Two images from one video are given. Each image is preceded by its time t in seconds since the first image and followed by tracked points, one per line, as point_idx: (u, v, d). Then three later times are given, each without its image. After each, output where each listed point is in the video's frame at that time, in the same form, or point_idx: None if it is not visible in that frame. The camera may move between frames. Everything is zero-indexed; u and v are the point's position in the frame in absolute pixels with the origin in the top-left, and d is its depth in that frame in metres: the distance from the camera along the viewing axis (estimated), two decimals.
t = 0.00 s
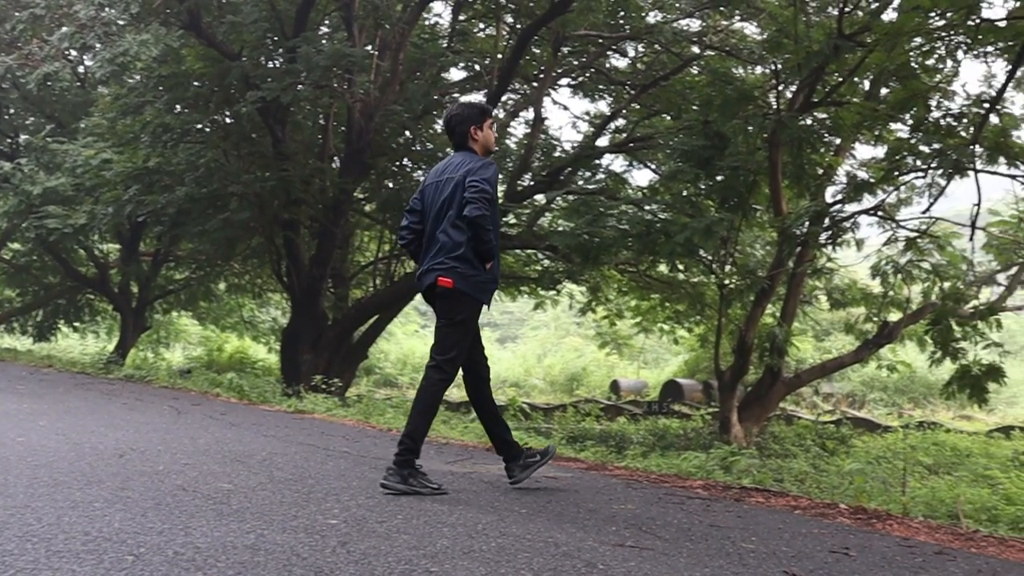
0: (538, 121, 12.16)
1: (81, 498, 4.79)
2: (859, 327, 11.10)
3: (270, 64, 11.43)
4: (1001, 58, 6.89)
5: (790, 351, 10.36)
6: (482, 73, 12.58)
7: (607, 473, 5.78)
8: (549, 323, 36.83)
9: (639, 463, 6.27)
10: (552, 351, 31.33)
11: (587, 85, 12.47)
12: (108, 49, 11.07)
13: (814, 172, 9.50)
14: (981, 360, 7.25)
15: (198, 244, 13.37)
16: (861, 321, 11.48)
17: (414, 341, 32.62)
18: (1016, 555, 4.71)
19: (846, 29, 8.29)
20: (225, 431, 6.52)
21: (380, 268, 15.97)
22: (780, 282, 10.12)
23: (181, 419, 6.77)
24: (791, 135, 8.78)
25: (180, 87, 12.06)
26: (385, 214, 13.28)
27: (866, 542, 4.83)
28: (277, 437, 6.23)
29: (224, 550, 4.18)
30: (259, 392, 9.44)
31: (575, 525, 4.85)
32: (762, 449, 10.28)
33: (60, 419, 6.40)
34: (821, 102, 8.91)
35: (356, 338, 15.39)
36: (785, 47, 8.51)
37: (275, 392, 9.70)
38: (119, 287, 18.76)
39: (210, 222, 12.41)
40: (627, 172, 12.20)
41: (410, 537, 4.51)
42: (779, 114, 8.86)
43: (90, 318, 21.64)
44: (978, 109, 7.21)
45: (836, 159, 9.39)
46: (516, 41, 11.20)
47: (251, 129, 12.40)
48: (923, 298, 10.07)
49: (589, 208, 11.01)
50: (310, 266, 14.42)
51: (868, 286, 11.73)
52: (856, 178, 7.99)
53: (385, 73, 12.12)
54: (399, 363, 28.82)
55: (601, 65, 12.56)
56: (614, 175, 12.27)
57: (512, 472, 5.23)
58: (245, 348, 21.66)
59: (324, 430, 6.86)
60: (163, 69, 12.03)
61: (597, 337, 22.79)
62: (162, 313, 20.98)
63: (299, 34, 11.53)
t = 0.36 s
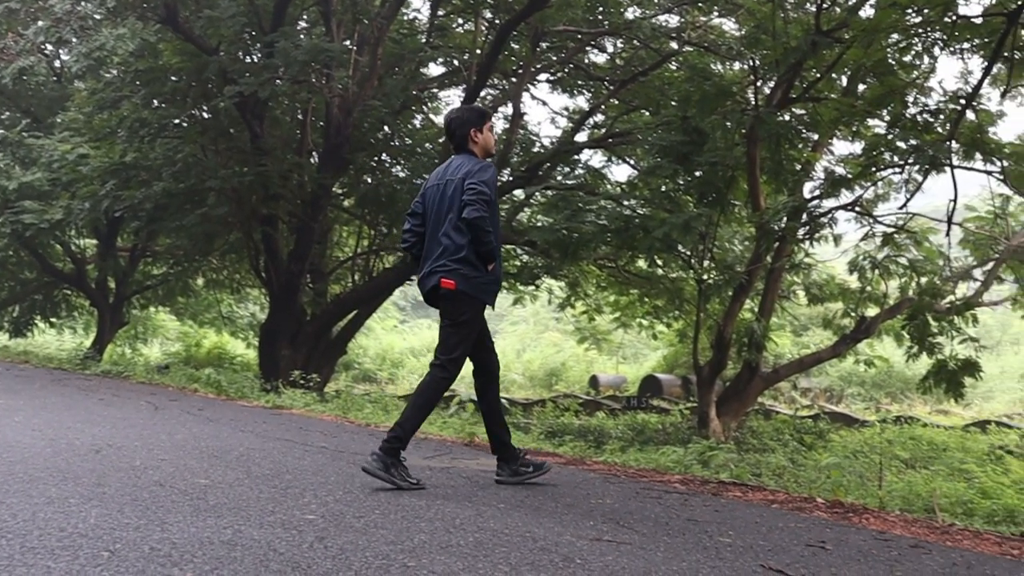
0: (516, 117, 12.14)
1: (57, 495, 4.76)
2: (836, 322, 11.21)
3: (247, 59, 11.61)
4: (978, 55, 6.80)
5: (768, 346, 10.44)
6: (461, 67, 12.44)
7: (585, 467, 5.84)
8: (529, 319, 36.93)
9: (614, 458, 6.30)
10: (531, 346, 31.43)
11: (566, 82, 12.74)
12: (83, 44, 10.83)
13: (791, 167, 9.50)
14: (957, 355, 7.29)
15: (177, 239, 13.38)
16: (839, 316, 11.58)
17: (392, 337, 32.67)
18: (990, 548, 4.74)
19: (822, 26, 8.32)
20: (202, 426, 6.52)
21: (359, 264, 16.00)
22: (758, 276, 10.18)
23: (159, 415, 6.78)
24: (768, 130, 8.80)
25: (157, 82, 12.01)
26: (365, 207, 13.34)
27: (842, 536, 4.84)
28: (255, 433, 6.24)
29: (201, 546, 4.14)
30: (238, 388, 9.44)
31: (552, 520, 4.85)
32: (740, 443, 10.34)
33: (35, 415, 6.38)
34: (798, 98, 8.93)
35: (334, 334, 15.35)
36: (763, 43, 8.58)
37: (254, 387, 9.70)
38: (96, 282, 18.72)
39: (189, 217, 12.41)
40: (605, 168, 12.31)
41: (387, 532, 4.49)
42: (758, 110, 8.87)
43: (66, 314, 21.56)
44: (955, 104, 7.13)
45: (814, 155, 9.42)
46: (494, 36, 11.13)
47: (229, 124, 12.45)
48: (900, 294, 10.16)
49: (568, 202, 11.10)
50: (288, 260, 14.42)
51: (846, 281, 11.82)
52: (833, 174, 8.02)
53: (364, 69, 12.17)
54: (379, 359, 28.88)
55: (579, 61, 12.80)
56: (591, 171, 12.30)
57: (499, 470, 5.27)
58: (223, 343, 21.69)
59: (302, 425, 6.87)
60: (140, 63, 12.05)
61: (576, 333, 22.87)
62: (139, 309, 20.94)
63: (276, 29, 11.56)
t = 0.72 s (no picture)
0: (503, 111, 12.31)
1: (43, 493, 4.74)
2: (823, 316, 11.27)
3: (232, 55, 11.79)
4: (961, 47, 6.84)
5: (754, 339, 10.49)
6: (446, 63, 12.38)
7: (571, 462, 5.87)
8: (516, 315, 37.01)
9: (600, 453, 6.33)
10: (519, 341, 31.49)
11: (552, 76, 12.90)
12: (65, 38, 10.68)
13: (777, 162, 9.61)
14: (943, 347, 7.31)
15: (163, 235, 13.38)
16: (824, 309, 11.65)
17: (381, 334, 32.69)
18: (976, 539, 4.75)
19: (806, 19, 8.31)
20: (188, 423, 6.52)
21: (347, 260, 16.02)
22: (743, 269, 10.21)
23: (145, 412, 6.77)
24: (756, 124, 8.83)
25: (142, 77, 12.08)
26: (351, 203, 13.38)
27: (829, 529, 4.84)
28: (242, 429, 6.24)
29: (187, 542, 4.12)
30: (223, 384, 9.44)
31: (538, 513, 4.84)
32: (726, 436, 10.38)
33: (17, 411, 6.37)
34: (783, 92, 9.04)
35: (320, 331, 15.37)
36: (749, 36, 8.67)
37: (241, 382, 9.71)
38: (81, 279, 18.69)
39: (175, 213, 12.41)
40: (591, 162, 12.33)
41: (374, 528, 4.47)
42: (744, 104, 8.87)
43: (51, 310, 21.54)
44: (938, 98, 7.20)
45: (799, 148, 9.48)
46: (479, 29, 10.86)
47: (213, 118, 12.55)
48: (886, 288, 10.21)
49: (553, 196, 11.10)
50: (274, 256, 14.44)
51: (832, 275, 11.88)
52: (819, 168, 7.99)
53: (348, 63, 12.27)
54: (365, 354, 28.97)
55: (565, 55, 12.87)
56: (576, 164, 12.36)
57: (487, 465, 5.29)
58: (209, 340, 21.69)
59: (289, 421, 6.88)
60: (124, 59, 12.07)
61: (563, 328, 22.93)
62: (124, 305, 20.93)
63: (261, 24, 11.58)
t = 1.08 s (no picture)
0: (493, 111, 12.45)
1: (34, 494, 4.72)
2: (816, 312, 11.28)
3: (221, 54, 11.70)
4: (952, 45, 6.84)
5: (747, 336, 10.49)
6: (437, 61, 12.46)
7: (565, 461, 5.87)
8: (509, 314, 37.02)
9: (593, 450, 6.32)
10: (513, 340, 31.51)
11: (542, 74, 12.75)
12: (56, 39, 10.65)
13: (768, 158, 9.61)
14: (935, 343, 7.31)
15: (154, 235, 13.40)
16: (817, 306, 11.67)
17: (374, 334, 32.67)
18: (969, 535, 4.76)
19: (797, 16, 8.31)
20: (181, 424, 6.51)
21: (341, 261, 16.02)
22: (736, 266, 10.21)
23: (137, 413, 6.77)
24: (746, 122, 8.77)
25: (132, 78, 12.15)
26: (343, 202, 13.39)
27: (823, 525, 4.82)
28: (234, 430, 6.23)
29: (181, 542, 4.11)
30: (216, 384, 9.43)
31: (531, 512, 4.83)
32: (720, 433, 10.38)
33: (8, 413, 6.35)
34: (775, 89, 8.98)
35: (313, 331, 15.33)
36: (740, 33, 8.62)
37: (233, 382, 9.70)
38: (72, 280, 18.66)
39: (167, 213, 12.39)
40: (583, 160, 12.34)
41: (368, 527, 4.46)
42: (733, 102, 8.79)
43: (43, 312, 21.52)
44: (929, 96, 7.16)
45: (790, 146, 9.50)
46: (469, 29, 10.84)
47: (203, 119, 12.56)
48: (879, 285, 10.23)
49: (545, 194, 11.11)
50: (267, 257, 14.39)
51: (824, 272, 11.90)
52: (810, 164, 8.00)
53: (339, 63, 12.30)
54: (358, 354, 28.93)
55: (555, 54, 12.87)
56: (568, 163, 12.33)
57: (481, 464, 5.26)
58: (201, 340, 21.66)
59: (282, 421, 6.87)
60: (114, 59, 12.09)
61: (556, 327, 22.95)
62: (116, 307, 20.90)
63: (251, 23, 11.64)
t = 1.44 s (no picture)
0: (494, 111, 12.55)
1: (37, 493, 4.72)
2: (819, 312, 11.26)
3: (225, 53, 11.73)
4: (954, 44, 6.85)
5: (750, 335, 10.49)
6: (439, 60, 12.46)
7: (570, 461, 5.86)
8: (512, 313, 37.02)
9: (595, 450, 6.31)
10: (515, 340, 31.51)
11: (544, 73, 12.68)
12: (58, 39, 10.61)
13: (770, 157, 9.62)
14: (939, 342, 7.30)
15: (158, 234, 13.41)
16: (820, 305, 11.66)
17: (377, 334, 32.65)
18: (973, 534, 4.75)
19: (800, 15, 8.31)
20: (183, 423, 6.51)
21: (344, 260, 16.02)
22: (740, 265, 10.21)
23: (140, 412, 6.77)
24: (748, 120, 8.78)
25: (134, 78, 12.17)
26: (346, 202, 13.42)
27: (826, 525, 4.81)
28: (236, 429, 6.22)
29: (184, 542, 4.11)
30: (219, 383, 9.43)
31: (534, 511, 4.82)
32: (723, 433, 10.38)
33: (10, 412, 6.36)
34: (778, 88, 8.96)
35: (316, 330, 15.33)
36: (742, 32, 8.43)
37: (237, 382, 9.70)
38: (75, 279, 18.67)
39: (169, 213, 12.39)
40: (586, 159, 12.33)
41: (370, 527, 4.46)
42: (736, 100, 8.80)
43: (46, 311, 21.54)
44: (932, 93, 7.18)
45: (793, 145, 9.50)
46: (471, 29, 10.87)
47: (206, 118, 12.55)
48: (881, 284, 10.22)
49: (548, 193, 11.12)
50: (269, 256, 14.40)
51: (827, 271, 11.89)
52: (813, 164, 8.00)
53: (341, 62, 12.31)
54: (361, 353, 28.93)
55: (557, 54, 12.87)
56: (570, 163, 12.32)
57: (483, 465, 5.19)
58: (204, 339, 21.66)
59: (285, 421, 6.86)
60: (116, 59, 12.10)
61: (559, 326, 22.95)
62: (119, 306, 20.91)
63: (253, 23, 11.70)
